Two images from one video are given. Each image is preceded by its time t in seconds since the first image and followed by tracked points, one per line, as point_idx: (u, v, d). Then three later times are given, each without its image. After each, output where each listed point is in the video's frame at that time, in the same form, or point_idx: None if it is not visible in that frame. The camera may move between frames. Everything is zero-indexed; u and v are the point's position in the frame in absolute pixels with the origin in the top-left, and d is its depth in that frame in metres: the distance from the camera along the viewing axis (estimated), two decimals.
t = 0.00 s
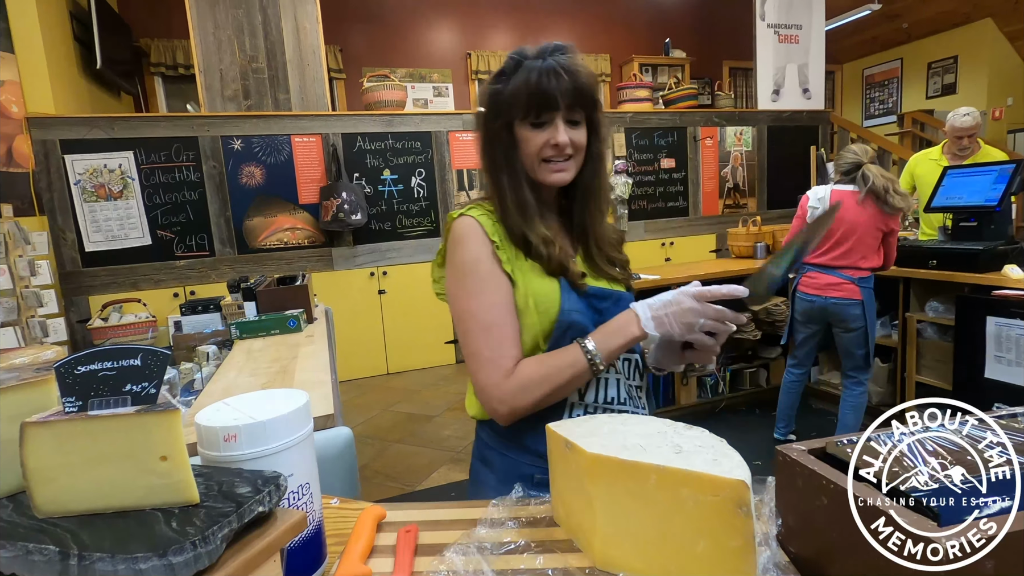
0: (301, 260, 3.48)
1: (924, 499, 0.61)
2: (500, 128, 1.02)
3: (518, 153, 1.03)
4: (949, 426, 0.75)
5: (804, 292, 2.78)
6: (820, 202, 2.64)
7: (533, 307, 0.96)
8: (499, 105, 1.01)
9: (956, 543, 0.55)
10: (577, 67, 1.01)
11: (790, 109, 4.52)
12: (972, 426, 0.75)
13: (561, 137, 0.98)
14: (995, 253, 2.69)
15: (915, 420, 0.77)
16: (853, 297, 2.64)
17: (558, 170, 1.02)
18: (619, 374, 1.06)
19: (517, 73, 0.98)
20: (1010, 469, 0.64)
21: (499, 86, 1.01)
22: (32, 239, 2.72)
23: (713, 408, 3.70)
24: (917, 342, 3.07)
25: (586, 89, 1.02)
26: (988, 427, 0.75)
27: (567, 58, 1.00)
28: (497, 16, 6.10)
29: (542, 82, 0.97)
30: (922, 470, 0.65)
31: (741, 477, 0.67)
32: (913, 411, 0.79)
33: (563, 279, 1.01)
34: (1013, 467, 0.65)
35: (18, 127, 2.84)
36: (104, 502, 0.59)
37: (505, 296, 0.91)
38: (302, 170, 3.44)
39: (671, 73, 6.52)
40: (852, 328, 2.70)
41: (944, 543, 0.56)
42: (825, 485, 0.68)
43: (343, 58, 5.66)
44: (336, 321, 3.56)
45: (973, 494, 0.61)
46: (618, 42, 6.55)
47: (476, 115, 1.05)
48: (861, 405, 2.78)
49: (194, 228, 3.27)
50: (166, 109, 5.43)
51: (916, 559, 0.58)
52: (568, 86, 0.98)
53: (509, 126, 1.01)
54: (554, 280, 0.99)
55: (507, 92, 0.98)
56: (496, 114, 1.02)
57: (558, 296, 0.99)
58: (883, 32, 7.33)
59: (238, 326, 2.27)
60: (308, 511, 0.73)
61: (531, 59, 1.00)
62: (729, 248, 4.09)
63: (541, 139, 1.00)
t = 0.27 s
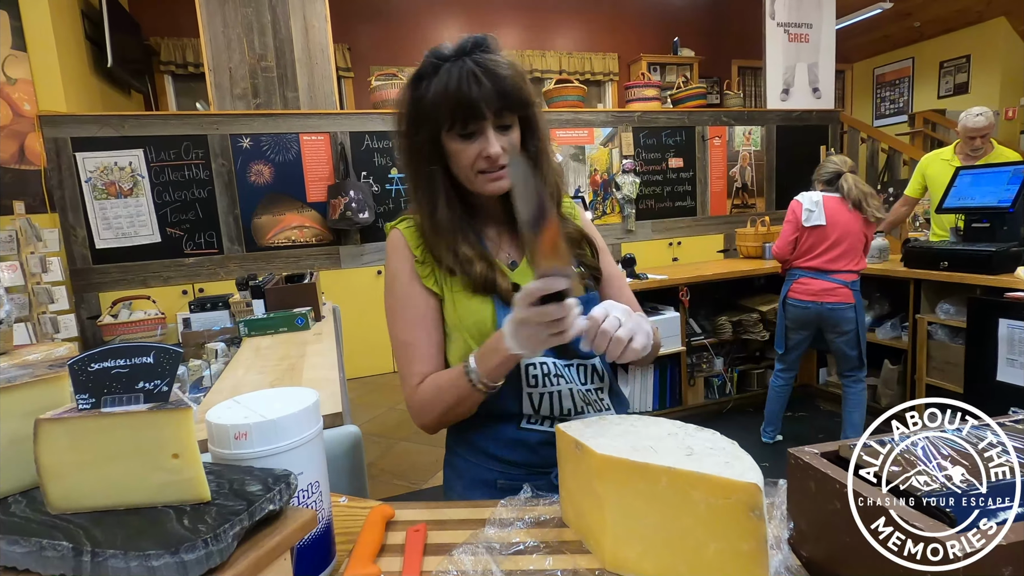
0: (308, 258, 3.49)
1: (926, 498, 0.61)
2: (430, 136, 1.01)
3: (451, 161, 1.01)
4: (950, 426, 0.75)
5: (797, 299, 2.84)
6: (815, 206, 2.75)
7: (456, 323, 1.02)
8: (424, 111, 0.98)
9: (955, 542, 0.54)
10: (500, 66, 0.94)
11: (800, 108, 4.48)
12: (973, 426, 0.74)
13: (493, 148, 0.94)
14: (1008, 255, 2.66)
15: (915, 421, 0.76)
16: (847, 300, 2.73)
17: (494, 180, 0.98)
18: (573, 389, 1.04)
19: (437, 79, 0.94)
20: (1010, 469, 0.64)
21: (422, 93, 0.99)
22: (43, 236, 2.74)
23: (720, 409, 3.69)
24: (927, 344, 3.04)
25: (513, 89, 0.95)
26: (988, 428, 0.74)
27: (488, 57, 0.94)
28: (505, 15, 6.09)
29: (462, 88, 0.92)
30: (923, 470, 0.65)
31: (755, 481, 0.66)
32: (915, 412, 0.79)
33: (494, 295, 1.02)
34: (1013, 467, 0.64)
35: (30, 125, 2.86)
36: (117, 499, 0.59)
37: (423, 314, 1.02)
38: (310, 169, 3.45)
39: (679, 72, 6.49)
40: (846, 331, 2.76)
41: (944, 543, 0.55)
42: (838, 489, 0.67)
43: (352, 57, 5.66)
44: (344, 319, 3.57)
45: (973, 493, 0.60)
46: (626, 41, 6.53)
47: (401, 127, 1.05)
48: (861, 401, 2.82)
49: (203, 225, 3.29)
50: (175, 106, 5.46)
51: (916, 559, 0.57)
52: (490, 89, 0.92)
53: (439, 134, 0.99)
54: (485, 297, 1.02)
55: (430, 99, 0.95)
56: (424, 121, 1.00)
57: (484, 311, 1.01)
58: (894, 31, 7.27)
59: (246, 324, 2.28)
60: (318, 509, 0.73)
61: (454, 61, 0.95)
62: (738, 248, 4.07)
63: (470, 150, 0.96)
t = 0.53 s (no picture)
0: (304, 258, 3.48)
1: (926, 498, 0.61)
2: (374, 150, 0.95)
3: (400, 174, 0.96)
4: (950, 425, 0.75)
5: (770, 295, 2.98)
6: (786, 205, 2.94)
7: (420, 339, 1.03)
8: (363, 125, 0.91)
9: (956, 542, 0.55)
10: (440, 73, 0.85)
11: (795, 107, 4.49)
12: (973, 425, 0.75)
13: (439, 165, 0.89)
14: (1002, 253, 2.67)
15: (916, 419, 0.76)
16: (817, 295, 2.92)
17: (445, 194, 0.93)
18: (543, 402, 1.02)
19: (373, 90, 0.86)
20: (1010, 469, 0.64)
21: (359, 105, 0.91)
22: (37, 237, 2.72)
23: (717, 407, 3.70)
24: (922, 341, 3.06)
25: (458, 98, 0.87)
26: (989, 427, 0.74)
27: (426, 63, 0.85)
28: (501, 14, 6.09)
29: (400, 103, 0.84)
30: (923, 469, 0.65)
31: (752, 478, 0.65)
32: (913, 411, 0.79)
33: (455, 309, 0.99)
34: (1013, 467, 0.64)
35: (23, 125, 2.86)
36: (113, 500, 0.59)
37: (382, 322, 1.10)
38: (306, 168, 3.45)
39: (675, 71, 6.50)
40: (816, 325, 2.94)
41: (945, 543, 0.56)
42: (836, 487, 0.68)
43: (347, 56, 5.65)
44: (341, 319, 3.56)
45: (974, 494, 0.60)
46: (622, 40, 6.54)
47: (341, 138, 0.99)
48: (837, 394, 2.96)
49: (198, 225, 3.27)
50: (170, 106, 5.44)
51: (916, 559, 0.58)
52: (430, 102, 0.85)
53: (383, 148, 0.93)
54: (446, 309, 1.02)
55: (367, 114, 0.88)
56: (366, 136, 0.94)
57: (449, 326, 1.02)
58: (889, 30, 7.29)
59: (242, 324, 2.27)
60: (314, 510, 0.73)
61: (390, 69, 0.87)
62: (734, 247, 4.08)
63: (419, 166, 0.91)
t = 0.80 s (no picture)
0: (298, 257, 3.46)
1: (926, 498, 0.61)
2: (344, 157, 0.91)
3: (379, 180, 0.93)
4: (949, 425, 0.75)
5: (756, 292, 3.01)
6: (762, 204, 3.01)
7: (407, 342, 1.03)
8: (329, 131, 0.86)
9: (957, 543, 0.56)
10: (410, 73, 0.80)
11: (788, 106, 4.51)
12: (973, 424, 0.75)
13: (419, 175, 0.87)
14: (992, 252, 2.70)
15: (916, 419, 0.77)
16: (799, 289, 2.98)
17: (429, 202, 0.92)
18: (532, 418, 1.01)
19: (337, 93, 0.81)
20: (1010, 469, 0.64)
21: (321, 109, 0.85)
22: (26, 235, 2.69)
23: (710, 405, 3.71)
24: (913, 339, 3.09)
25: (433, 101, 0.82)
26: (988, 426, 0.75)
27: (393, 61, 0.79)
28: (495, 12, 6.08)
29: (367, 108, 0.79)
30: (922, 469, 0.65)
31: (761, 460, 0.71)
32: (913, 411, 0.79)
33: (446, 314, 0.99)
34: (1013, 466, 0.64)
35: (12, 122, 2.83)
36: (103, 499, 0.59)
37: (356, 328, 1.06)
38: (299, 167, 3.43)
39: (669, 70, 6.51)
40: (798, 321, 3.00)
41: (945, 543, 0.56)
42: (829, 482, 0.69)
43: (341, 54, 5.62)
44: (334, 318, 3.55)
45: (973, 494, 0.61)
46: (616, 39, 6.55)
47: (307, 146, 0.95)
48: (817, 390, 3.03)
49: (191, 224, 3.25)
50: (162, 104, 5.41)
51: (916, 559, 0.59)
52: (403, 107, 0.80)
53: (355, 157, 0.89)
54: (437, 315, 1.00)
55: (333, 121, 0.83)
56: (333, 143, 0.89)
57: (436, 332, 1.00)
58: (880, 30, 7.34)
59: (235, 323, 2.26)
60: (309, 508, 0.73)
61: (354, 69, 0.81)
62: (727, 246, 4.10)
63: (399, 174, 0.88)
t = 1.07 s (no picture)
0: (293, 254, 3.45)
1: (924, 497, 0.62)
2: (343, 157, 0.89)
3: (382, 182, 0.92)
4: (949, 423, 0.75)
5: (747, 287, 3.02)
6: (753, 201, 3.02)
7: (409, 343, 1.02)
8: (326, 128, 0.85)
9: (956, 543, 0.56)
10: (412, 71, 0.77)
11: (783, 104, 4.52)
12: (972, 422, 0.76)
13: (427, 180, 0.86)
14: (985, 248, 2.71)
15: (915, 418, 0.77)
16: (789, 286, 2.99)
17: (437, 207, 0.92)
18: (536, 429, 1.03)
19: (334, 90, 0.79)
20: (1009, 467, 0.64)
21: (318, 107, 0.84)
22: (18, 233, 2.67)
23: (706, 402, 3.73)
24: (906, 336, 3.10)
25: (438, 102, 0.79)
26: (988, 424, 0.75)
27: (394, 57, 0.77)
28: (490, 9, 6.07)
29: (366, 110, 0.77)
30: (921, 468, 0.66)
31: (757, 456, 0.71)
32: (913, 410, 0.80)
33: (452, 318, 0.98)
34: (1012, 465, 0.65)
35: (4, 119, 2.80)
36: (95, 498, 0.58)
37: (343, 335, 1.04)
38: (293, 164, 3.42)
39: (664, 68, 6.52)
40: (790, 318, 3.03)
41: (944, 543, 0.57)
42: (822, 478, 0.70)
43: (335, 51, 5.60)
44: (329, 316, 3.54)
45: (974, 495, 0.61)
46: (611, 36, 6.54)
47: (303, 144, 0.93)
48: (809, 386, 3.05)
49: (185, 221, 3.23)
50: (156, 101, 5.38)
51: (916, 559, 0.59)
52: (406, 109, 0.77)
53: (356, 158, 0.88)
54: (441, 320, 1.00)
55: (330, 120, 0.81)
56: (328, 145, 0.90)
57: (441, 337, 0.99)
58: (875, 28, 7.35)
59: (230, 321, 2.26)
60: (304, 505, 0.72)
61: (351, 64, 0.78)
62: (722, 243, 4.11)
63: (403, 179, 0.87)
